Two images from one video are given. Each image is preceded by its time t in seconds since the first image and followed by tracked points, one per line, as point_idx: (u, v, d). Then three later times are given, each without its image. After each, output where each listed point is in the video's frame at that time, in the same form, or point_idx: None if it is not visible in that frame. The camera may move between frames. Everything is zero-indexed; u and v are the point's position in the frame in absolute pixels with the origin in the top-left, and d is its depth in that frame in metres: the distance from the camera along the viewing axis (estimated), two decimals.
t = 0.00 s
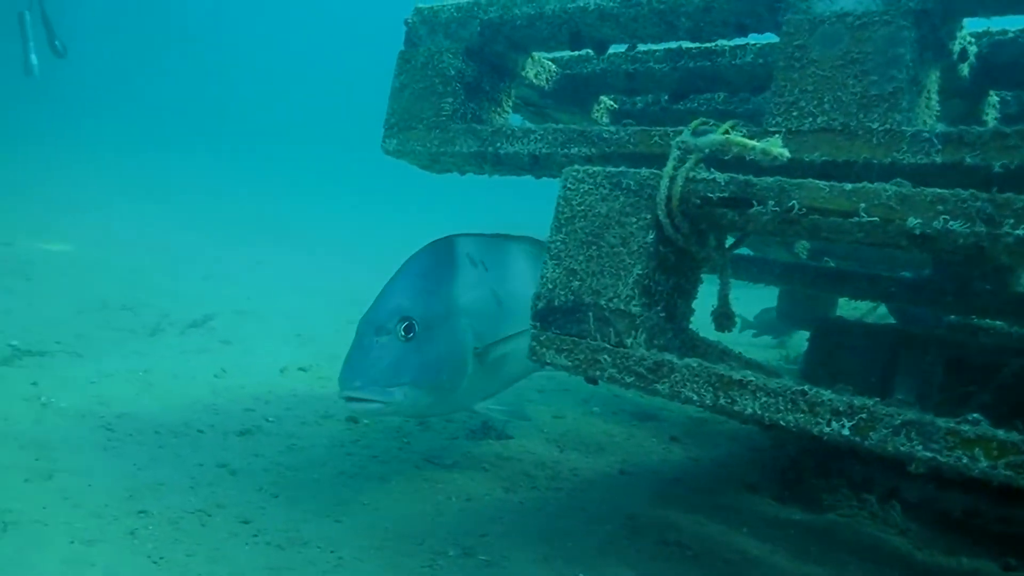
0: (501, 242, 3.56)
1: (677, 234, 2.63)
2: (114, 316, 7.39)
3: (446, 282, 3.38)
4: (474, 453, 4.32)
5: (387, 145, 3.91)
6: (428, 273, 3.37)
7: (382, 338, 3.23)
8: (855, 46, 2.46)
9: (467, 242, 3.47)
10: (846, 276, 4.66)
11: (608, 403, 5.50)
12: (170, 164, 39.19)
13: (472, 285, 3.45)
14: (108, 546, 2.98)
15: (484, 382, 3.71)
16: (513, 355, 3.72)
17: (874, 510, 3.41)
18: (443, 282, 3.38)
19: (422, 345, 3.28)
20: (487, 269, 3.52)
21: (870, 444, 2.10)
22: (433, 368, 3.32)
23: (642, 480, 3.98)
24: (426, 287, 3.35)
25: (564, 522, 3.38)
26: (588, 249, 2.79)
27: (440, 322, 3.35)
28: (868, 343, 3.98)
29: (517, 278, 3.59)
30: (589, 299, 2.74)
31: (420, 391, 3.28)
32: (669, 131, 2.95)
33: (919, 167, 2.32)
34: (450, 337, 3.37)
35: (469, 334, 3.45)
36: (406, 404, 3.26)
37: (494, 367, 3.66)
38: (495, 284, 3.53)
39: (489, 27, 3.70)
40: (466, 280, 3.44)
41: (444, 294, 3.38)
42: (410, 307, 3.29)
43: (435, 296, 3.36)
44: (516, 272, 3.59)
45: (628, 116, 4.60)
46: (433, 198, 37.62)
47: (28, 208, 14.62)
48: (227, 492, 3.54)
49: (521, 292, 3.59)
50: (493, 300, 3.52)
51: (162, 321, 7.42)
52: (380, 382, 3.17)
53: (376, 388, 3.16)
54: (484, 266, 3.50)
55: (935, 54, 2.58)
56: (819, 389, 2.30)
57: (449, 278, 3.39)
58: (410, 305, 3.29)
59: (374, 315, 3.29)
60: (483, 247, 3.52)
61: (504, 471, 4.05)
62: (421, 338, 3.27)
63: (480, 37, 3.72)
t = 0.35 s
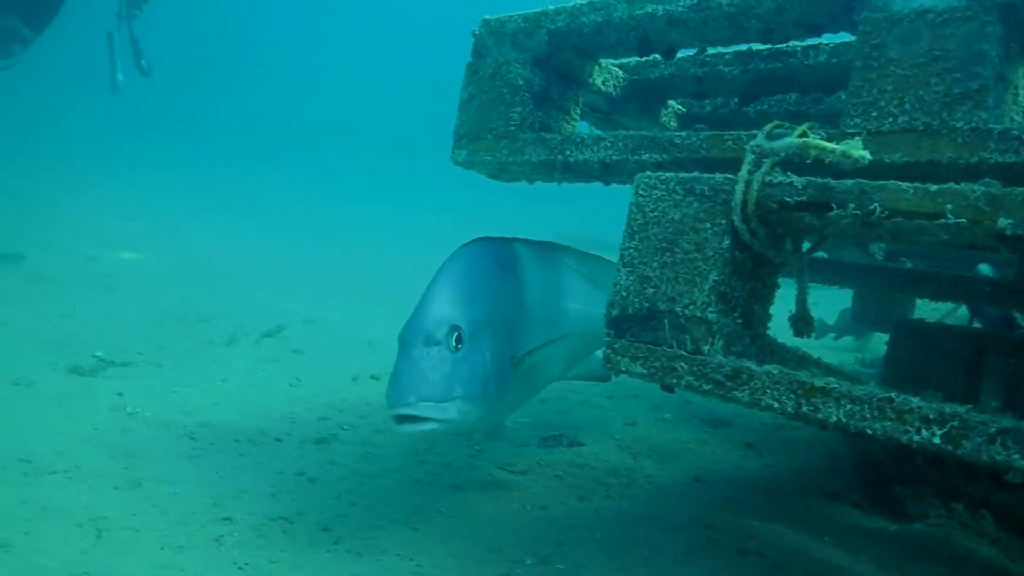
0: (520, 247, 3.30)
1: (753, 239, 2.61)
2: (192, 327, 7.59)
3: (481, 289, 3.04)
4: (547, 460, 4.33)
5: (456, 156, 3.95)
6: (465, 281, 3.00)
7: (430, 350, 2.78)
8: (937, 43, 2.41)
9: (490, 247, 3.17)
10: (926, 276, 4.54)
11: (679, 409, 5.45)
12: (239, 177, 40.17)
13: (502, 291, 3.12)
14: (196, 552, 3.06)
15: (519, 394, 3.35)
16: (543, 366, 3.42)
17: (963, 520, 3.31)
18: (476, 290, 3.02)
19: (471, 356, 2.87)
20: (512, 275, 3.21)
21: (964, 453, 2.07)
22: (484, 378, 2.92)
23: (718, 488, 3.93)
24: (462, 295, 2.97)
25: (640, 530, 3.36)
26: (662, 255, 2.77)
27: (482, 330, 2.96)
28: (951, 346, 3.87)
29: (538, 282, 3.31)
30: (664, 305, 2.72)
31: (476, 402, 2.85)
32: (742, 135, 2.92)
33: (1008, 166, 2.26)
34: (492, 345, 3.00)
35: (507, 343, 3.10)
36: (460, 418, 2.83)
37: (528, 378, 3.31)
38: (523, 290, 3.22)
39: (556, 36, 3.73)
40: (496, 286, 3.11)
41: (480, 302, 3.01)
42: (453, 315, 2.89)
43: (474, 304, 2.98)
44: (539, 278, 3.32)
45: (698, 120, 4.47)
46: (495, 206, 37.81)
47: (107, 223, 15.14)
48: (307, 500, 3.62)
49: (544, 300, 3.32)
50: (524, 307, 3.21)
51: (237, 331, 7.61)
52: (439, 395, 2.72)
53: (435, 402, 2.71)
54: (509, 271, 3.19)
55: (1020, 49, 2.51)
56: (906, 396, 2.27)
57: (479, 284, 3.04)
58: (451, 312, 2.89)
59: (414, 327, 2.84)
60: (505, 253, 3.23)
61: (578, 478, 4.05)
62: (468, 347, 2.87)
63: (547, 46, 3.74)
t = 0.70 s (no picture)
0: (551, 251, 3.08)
1: (811, 243, 2.58)
2: (248, 331, 7.74)
3: (520, 293, 2.79)
4: (599, 465, 4.33)
5: (510, 161, 3.98)
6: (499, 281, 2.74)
7: (472, 357, 2.52)
8: (1000, 43, 2.36)
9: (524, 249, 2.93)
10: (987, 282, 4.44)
11: (731, 416, 5.40)
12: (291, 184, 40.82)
13: (538, 296, 2.88)
14: (252, 551, 3.11)
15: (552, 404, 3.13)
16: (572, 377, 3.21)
17: None
18: (515, 294, 2.77)
19: (513, 364, 2.61)
20: (545, 280, 2.98)
21: None
22: (526, 387, 2.65)
23: (772, 495, 3.89)
24: (502, 299, 2.71)
25: (692, 536, 3.35)
26: (717, 259, 2.76)
27: (523, 335, 2.70)
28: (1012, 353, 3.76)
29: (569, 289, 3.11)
30: (719, 310, 2.71)
31: (519, 414, 2.59)
32: (799, 138, 2.90)
33: None
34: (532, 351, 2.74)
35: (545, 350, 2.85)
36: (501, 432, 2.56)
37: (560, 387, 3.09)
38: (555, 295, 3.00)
39: (610, 41, 3.75)
40: (532, 291, 2.87)
41: (519, 306, 2.76)
42: (492, 319, 2.63)
43: (514, 308, 2.73)
44: (568, 284, 3.11)
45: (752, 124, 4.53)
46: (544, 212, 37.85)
47: (165, 228, 15.50)
48: (361, 501, 3.66)
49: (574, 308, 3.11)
50: (557, 313, 2.98)
51: (291, 335, 7.74)
52: (483, 407, 2.46)
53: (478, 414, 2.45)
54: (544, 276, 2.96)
55: None
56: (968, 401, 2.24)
57: (518, 289, 2.80)
58: (491, 316, 2.63)
59: (451, 332, 2.58)
60: (538, 256, 3.00)
61: (630, 483, 4.04)
62: (509, 355, 2.61)
63: (601, 51, 3.77)
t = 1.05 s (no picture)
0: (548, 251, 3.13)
1: (838, 244, 2.58)
2: (273, 330, 7.81)
3: (522, 294, 2.79)
4: (622, 466, 4.33)
5: (534, 162, 4.00)
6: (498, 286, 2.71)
7: (480, 359, 2.49)
8: None
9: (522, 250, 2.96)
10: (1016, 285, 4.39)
11: (755, 418, 5.38)
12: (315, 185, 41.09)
13: (539, 297, 2.90)
14: (277, 546, 3.13)
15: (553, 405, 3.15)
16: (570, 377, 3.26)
17: None
18: (518, 295, 2.77)
19: (519, 367, 2.58)
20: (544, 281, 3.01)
21: None
22: (535, 389, 2.64)
23: (797, 498, 3.87)
24: (506, 300, 2.70)
25: (716, 537, 3.34)
26: (743, 260, 2.76)
27: (529, 337, 2.70)
28: None
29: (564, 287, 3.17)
30: (745, 310, 2.71)
31: (528, 416, 2.58)
32: (827, 139, 2.90)
33: None
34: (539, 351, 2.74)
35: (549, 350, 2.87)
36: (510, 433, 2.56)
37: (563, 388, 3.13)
38: (553, 295, 3.03)
39: (636, 42, 3.76)
40: (534, 292, 2.88)
41: (522, 307, 2.76)
42: (497, 323, 2.60)
43: (519, 309, 2.73)
44: (563, 284, 3.17)
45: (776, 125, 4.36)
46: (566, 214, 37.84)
47: (191, 228, 15.65)
48: (385, 499, 3.69)
49: (570, 308, 3.16)
50: (557, 313, 3.02)
51: (316, 334, 7.79)
52: (494, 409, 2.44)
53: (488, 415, 2.43)
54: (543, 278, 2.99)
55: None
56: (997, 404, 2.23)
57: (521, 289, 2.81)
58: (497, 318, 2.62)
59: (458, 333, 2.56)
60: (536, 257, 3.03)
61: (653, 484, 4.04)
62: (517, 357, 2.59)
63: (626, 52, 3.78)
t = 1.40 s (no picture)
0: (554, 246, 2.79)
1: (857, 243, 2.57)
2: (290, 329, 7.83)
3: (528, 290, 2.49)
4: (639, 466, 4.32)
5: (551, 161, 4.00)
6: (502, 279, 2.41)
7: (480, 360, 2.19)
8: None
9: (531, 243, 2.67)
10: None
11: (772, 419, 5.36)
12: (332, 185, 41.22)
13: (547, 294, 2.60)
14: (296, 543, 3.14)
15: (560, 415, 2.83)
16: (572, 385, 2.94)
17: None
18: (525, 291, 2.47)
19: (523, 369, 2.28)
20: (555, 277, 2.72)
21: None
22: (540, 396, 2.33)
23: (815, 499, 3.85)
24: (511, 295, 2.41)
25: (732, 538, 3.33)
26: (761, 260, 2.75)
27: (535, 336, 2.39)
28: None
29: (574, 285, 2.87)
30: (763, 310, 2.70)
31: (531, 426, 2.27)
32: (846, 139, 2.89)
33: None
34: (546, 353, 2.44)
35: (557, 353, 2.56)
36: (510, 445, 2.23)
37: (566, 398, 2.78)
38: (563, 293, 2.73)
39: (654, 42, 3.75)
40: (543, 289, 2.59)
41: (531, 303, 2.47)
42: (501, 319, 2.30)
43: (525, 306, 2.42)
44: (571, 281, 2.85)
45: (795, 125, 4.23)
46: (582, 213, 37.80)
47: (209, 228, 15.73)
48: (402, 497, 3.70)
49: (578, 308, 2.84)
50: (565, 313, 2.70)
51: (332, 334, 7.82)
52: (492, 415, 2.13)
53: (486, 424, 2.11)
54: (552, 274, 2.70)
55: None
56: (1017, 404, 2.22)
57: (528, 285, 2.51)
58: (501, 314, 2.32)
59: (456, 330, 2.25)
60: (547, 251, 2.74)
61: (670, 485, 4.03)
62: (521, 358, 2.29)
63: (644, 51, 3.78)
